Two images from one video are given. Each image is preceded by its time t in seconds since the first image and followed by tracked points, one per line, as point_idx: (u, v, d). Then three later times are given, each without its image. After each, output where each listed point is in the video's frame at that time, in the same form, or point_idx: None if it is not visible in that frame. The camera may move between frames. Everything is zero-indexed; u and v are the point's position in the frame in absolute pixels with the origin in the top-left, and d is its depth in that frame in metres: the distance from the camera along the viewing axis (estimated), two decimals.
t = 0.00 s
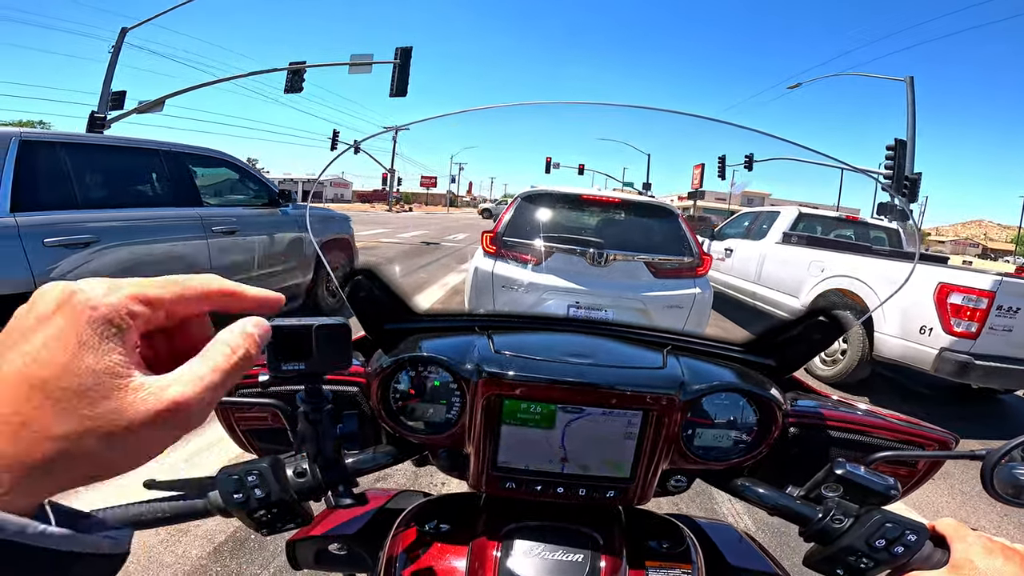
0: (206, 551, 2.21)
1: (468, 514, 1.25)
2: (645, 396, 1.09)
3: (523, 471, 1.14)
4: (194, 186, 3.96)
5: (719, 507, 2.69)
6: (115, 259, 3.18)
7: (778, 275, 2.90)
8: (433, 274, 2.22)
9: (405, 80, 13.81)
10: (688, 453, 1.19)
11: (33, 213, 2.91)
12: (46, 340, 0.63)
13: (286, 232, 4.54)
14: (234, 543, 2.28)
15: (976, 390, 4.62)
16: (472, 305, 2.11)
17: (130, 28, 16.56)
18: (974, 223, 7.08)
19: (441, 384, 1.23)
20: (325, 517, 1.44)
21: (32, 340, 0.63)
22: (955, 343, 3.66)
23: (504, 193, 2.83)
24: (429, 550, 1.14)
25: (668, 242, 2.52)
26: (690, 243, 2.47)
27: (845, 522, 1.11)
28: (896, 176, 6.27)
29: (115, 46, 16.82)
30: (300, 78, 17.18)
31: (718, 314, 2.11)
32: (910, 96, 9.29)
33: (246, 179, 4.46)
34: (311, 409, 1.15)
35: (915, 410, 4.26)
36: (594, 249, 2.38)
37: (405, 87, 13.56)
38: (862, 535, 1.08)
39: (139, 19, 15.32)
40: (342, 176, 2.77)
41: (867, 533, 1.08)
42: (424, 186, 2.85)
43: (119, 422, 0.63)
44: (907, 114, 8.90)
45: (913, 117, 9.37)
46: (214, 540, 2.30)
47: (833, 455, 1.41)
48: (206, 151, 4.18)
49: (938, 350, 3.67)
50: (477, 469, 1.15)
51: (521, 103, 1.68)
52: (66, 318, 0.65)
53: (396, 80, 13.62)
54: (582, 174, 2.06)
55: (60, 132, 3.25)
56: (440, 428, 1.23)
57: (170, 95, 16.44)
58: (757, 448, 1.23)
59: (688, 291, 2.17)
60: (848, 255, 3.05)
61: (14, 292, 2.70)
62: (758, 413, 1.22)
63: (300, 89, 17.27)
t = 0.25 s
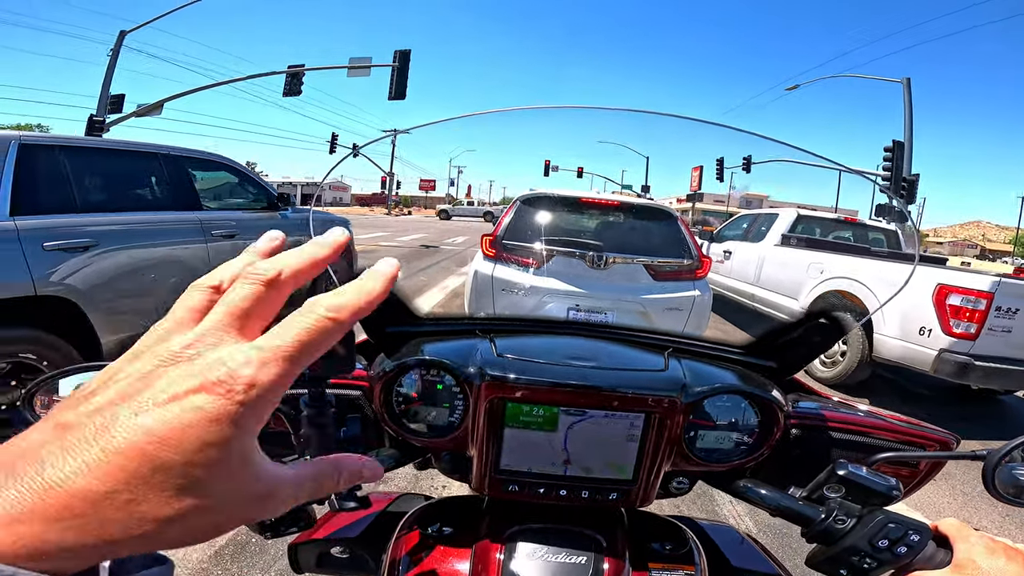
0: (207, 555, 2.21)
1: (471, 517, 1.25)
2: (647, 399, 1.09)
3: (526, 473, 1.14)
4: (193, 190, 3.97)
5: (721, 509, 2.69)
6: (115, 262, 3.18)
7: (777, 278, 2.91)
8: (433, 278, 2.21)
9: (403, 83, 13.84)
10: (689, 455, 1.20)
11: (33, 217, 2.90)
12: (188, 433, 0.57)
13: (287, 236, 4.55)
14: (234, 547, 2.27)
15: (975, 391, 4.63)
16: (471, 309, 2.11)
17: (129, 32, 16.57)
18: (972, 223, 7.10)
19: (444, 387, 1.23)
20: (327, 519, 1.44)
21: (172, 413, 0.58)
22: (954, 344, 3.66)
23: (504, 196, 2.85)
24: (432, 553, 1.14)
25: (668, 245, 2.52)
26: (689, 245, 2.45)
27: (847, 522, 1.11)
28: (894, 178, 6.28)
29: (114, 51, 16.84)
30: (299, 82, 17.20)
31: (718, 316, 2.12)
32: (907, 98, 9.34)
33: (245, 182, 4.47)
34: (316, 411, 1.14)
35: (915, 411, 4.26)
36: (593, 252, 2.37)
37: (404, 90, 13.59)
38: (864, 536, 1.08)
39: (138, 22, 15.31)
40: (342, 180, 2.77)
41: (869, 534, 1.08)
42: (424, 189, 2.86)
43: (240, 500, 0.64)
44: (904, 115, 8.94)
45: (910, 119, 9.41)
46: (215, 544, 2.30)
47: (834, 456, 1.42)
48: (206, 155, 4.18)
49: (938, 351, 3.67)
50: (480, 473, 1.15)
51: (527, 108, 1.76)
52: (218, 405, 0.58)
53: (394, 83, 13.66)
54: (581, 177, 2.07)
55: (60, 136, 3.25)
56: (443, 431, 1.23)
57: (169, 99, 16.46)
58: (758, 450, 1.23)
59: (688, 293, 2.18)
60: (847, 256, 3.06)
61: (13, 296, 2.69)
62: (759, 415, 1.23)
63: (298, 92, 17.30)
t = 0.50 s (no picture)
0: (206, 559, 2.20)
1: (471, 522, 1.25)
2: (646, 405, 1.10)
3: (525, 479, 1.14)
4: (191, 194, 3.97)
5: (720, 512, 2.69)
6: (113, 267, 3.18)
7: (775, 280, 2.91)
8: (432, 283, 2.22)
9: (401, 87, 13.87)
10: (688, 460, 1.20)
11: (31, 221, 2.90)
12: (213, 442, 0.63)
13: (284, 240, 4.55)
14: (233, 551, 2.27)
15: (973, 393, 4.64)
16: (470, 313, 2.11)
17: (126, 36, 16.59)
18: (967, 226, 7.14)
19: (443, 394, 1.23)
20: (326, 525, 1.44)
21: (189, 430, 0.63)
22: (953, 346, 3.67)
23: (502, 200, 2.87)
24: (431, 558, 1.14)
25: (666, 248, 2.55)
26: (688, 250, 2.52)
27: (846, 526, 1.10)
28: (890, 181, 6.30)
29: (111, 55, 16.84)
30: (296, 86, 17.23)
31: (716, 320, 2.12)
32: (903, 100, 9.40)
33: (243, 187, 4.47)
34: (316, 419, 1.10)
35: (913, 413, 4.27)
36: (592, 256, 2.38)
37: (402, 94, 13.63)
38: (862, 540, 1.08)
39: (134, 27, 15.30)
40: (341, 184, 2.78)
41: (868, 538, 1.08)
42: (422, 193, 2.87)
43: (253, 515, 0.67)
44: (900, 118, 8.98)
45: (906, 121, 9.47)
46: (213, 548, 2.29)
47: (832, 461, 1.41)
48: (203, 159, 4.19)
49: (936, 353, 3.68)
50: (480, 479, 1.15)
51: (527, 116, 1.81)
52: (230, 420, 0.64)
53: (392, 87, 13.69)
54: (579, 181, 2.08)
55: (57, 141, 3.25)
56: (442, 438, 1.23)
57: (166, 103, 16.47)
58: (757, 454, 1.23)
59: (685, 297, 2.19)
60: (844, 259, 3.07)
61: (11, 301, 2.68)
62: (759, 420, 1.22)
63: (295, 96, 17.32)
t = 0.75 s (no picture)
0: (200, 567, 2.19)
1: (461, 533, 1.24)
2: (634, 418, 1.09)
3: (514, 491, 1.13)
4: (187, 199, 3.97)
5: (717, 517, 2.68)
6: (108, 273, 3.17)
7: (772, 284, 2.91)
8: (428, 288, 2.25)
9: (398, 91, 13.89)
10: (677, 472, 1.20)
11: (25, 227, 2.89)
12: (0, 525, 0.73)
13: (280, 246, 4.55)
14: (227, 558, 2.26)
15: (971, 395, 4.64)
16: (467, 318, 2.09)
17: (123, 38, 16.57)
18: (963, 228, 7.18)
19: (430, 407, 1.21)
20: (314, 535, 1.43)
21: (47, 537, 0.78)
22: (950, 349, 3.67)
23: (499, 204, 2.87)
24: (421, 568, 1.14)
25: (663, 253, 2.57)
26: (684, 253, 2.57)
27: (833, 539, 1.11)
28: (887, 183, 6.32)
29: (108, 59, 16.82)
30: (294, 90, 17.24)
31: (710, 326, 2.12)
32: (900, 103, 9.47)
33: (240, 192, 4.47)
34: (299, 433, 1.12)
35: (911, 416, 4.27)
36: (588, 261, 2.38)
37: (399, 98, 13.66)
38: (850, 552, 1.07)
39: (131, 30, 15.29)
40: (337, 188, 2.78)
41: (856, 550, 1.07)
42: (419, 197, 2.87)
43: None
44: (897, 121, 9.03)
45: (902, 124, 9.52)
46: (208, 555, 2.28)
47: (822, 472, 1.43)
48: (200, 164, 4.19)
49: (933, 356, 3.68)
50: (467, 490, 1.14)
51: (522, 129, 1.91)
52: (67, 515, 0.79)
53: (390, 90, 13.71)
54: (576, 185, 2.08)
55: (53, 145, 3.24)
56: (430, 450, 1.22)
57: (164, 107, 16.48)
58: (746, 466, 1.23)
59: (682, 302, 2.20)
60: (840, 262, 3.08)
61: (5, 307, 2.67)
62: (747, 431, 1.22)
63: (293, 100, 17.33)
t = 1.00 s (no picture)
0: (199, 569, 2.19)
1: (453, 540, 1.24)
2: (622, 430, 1.09)
3: (503, 500, 1.13)
4: (190, 204, 3.99)
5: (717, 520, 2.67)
6: (111, 277, 3.18)
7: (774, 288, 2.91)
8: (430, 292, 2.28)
9: (402, 94, 13.94)
10: (666, 483, 1.20)
11: (29, 231, 2.91)
12: None
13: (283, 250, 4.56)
14: (226, 560, 2.26)
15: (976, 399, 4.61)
16: (468, 323, 2.09)
17: (129, 42, 16.67)
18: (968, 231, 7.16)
19: (420, 416, 1.21)
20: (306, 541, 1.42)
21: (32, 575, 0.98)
22: (953, 353, 3.63)
23: (501, 208, 2.88)
24: None
25: (664, 257, 2.57)
26: (686, 257, 2.60)
27: (818, 550, 1.10)
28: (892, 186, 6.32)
29: (114, 63, 16.92)
30: (298, 93, 17.31)
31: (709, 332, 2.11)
32: (903, 106, 9.47)
33: (243, 196, 4.48)
34: (288, 443, 1.12)
35: (915, 420, 4.24)
36: (588, 266, 2.40)
37: (403, 101, 13.71)
38: (834, 564, 1.07)
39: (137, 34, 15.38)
40: (340, 192, 2.79)
41: (839, 562, 1.07)
42: (421, 201, 2.88)
43: None
44: (901, 124, 9.02)
45: (906, 127, 9.51)
46: (207, 558, 2.28)
47: (809, 483, 1.42)
48: (203, 168, 4.21)
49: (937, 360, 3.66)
50: (456, 498, 1.14)
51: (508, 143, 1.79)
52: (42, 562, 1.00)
53: (393, 93, 13.75)
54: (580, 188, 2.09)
55: (57, 150, 3.26)
56: (420, 459, 1.22)
57: (169, 110, 16.57)
58: (734, 475, 1.23)
59: (683, 307, 2.20)
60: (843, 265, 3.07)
61: (9, 311, 2.69)
62: (735, 441, 1.22)
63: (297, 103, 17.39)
